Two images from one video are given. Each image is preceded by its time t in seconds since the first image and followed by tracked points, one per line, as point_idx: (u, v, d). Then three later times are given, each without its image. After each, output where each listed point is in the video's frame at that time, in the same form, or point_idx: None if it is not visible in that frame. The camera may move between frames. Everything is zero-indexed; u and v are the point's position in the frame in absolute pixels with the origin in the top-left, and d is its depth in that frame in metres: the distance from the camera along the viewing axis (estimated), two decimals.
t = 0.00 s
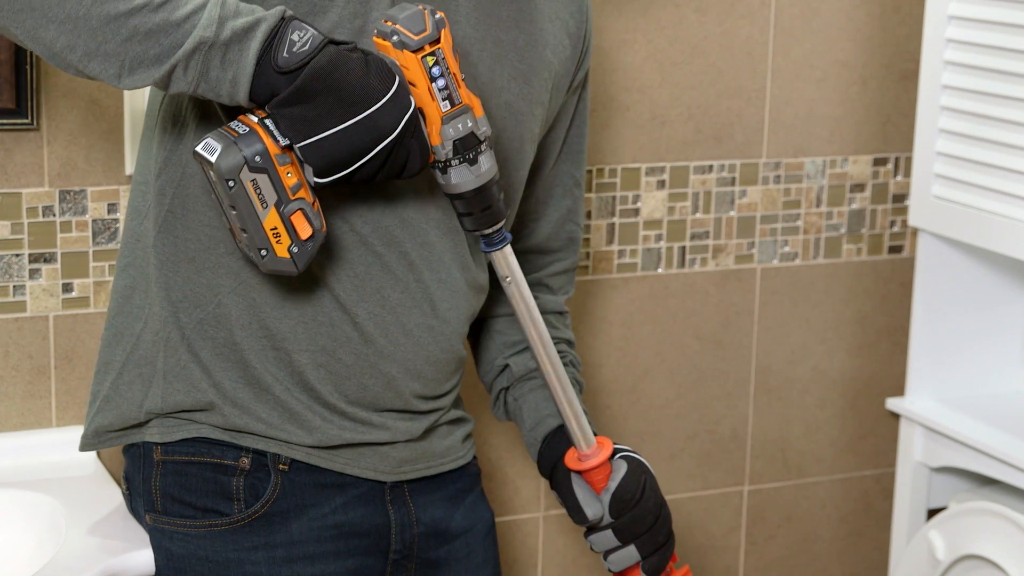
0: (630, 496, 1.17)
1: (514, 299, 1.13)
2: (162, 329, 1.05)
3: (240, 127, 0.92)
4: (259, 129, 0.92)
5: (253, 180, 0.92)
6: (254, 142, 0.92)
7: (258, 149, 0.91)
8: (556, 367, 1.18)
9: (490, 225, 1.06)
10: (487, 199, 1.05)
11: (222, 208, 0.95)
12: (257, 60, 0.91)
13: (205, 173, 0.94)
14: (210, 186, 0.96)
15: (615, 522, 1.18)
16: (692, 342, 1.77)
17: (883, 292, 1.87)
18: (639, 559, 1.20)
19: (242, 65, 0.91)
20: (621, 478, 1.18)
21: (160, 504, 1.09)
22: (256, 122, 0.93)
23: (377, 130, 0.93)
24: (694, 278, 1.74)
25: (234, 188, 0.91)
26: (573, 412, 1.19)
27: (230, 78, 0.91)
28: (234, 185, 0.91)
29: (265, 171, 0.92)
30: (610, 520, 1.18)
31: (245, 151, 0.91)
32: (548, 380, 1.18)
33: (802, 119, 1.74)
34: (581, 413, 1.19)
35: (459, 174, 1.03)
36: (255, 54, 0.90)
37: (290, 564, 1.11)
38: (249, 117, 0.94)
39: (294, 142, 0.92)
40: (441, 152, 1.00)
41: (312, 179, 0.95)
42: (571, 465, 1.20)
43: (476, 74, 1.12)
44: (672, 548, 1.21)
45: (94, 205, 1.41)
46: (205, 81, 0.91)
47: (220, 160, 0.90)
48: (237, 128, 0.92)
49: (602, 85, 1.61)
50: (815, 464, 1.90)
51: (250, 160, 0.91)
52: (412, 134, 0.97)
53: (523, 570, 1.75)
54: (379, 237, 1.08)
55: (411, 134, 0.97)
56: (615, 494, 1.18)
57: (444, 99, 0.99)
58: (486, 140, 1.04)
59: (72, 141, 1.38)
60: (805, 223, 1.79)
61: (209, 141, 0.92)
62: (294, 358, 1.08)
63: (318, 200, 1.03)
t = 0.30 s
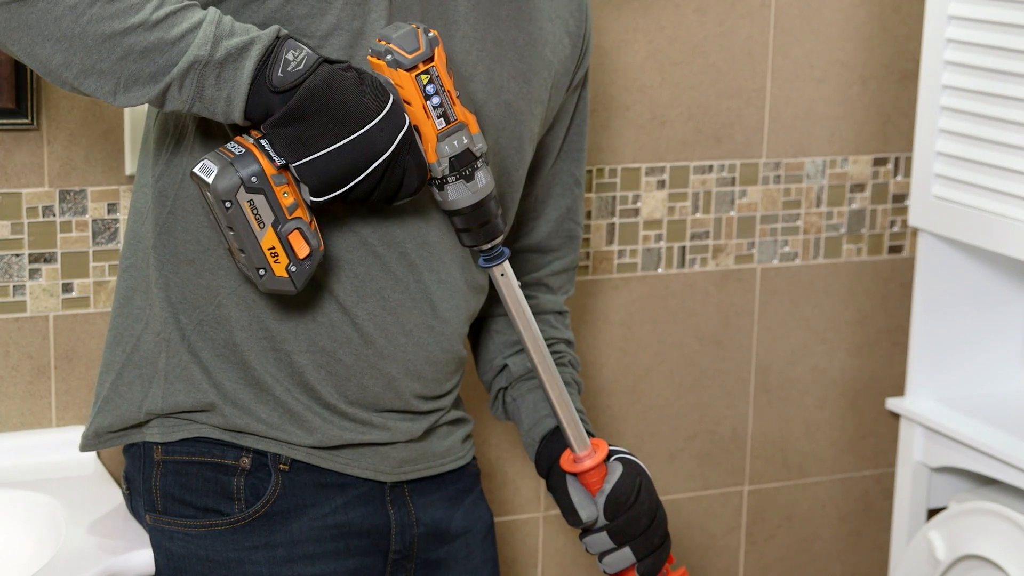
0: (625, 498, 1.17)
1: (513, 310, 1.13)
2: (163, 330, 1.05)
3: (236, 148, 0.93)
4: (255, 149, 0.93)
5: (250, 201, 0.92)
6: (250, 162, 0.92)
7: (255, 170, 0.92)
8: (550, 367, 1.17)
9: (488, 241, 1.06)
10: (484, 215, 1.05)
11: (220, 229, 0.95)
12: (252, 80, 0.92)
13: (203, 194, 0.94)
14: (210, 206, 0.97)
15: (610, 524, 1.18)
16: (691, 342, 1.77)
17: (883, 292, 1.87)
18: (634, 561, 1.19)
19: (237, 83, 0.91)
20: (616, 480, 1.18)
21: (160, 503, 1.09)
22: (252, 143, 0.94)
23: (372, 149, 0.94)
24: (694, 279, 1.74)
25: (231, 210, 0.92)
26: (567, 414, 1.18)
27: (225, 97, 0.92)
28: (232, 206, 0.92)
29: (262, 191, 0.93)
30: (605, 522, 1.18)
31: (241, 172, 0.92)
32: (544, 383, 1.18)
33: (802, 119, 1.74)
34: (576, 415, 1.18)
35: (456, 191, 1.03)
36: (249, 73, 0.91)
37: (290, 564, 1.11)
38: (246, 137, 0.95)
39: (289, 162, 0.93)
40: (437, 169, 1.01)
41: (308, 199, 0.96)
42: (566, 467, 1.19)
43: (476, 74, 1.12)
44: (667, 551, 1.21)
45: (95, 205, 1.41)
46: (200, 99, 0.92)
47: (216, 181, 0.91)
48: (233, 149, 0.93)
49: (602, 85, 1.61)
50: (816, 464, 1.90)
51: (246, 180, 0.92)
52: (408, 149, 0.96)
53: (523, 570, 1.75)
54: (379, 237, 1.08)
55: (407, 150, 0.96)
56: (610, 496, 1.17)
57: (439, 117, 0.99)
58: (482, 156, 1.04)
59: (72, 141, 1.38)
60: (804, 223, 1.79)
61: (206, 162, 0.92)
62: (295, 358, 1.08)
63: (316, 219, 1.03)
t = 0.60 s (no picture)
0: (623, 497, 1.17)
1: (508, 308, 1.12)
2: (163, 329, 1.05)
3: (234, 148, 0.93)
4: (253, 150, 0.93)
5: (248, 202, 0.92)
6: (248, 163, 0.92)
7: (253, 170, 0.92)
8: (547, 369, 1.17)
9: (486, 241, 1.06)
10: (481, 215, 1.05)
11: (218, 229, 0.95)
12: (250, 79, 0.92)
13: (201, 194, 0.94)
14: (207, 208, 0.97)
15: (608, 524, 1.18)
16: (691, 342, 1.77)
17: (883, 292, 1.87)
18: (633, 560, 1.19)
19: (235, 80, 0.91)
20: (615, 479, 1.18)
21: (160, 503, 1.09)
22: (250, 144, 0.94)
23: (370, 147, 0.94)
24: (694, 279, 1.74)
25: (229, 210, 0.92)
26: (565, 414, 1.18)
27: (222, 94, 0.92)
28: (230, 207, 0.92)
29: (260, 192, 0.93)
30: (604, 521, 1.18)
31: (239, 172, 0.92)
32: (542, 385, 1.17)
33: (802, 119, 1.74)
34: (574, 416, 1.18)
35: (453, 191, 1.03)
36: (248, 71, 0.91)
37: (290, 565, 1.11)
38: (243, 138, 0.95)
39: (287, 160, 0.94)
40: (434, 169, 1.01)
41: (306, 198, 0.96)
42: (564, 467, 1.19)
43: (475, 74, 1.12)
44: (666, 550, 1.21)
45: (95, 205, 1.41)
46: (197, 97, 0.92)
47: (215, 182, 0.91)
48: (231, 150, 0.93)
49: (602, 84, 1.61)
50: (815, 464, 1.90)
51: (244, 181, 0.92)
52: (405, 148, 0.97)
53: (523, 570, 1.75)
54: (379, 237, 1.08)
55: (404, 149, 0.96)
56: (608, 496, 1.17)
57: (436, 117, 0.99)
58: (480, 156, 1.04)
59: (72, 141, 1.38)
60: (805, 223, 1.79)
61: (204, 163, 0.92)
62: (296, 358, 1.08)
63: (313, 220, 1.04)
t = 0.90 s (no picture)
0: (624, 496, 1.17)
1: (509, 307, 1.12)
2: (163, 328, 1.05)
3: (236, 147, 0.93)
4: (255, 149, 0.93)
5: (251, 200, 0.92)
6: (251, 161, 0.92)
7: (255, 169, 0.92)
8: (548, 367, 1.17)
9: (486, 239, 1.06)
10: (482, 214, 1.05)
11: (220, 228, 0.95)
12: (252, 78, 0.92)
13: (203, 193, 0.94)
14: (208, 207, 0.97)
15: (609, 522, 1.18)
16: (691, 342, 1.77)
17: (883, 292, 1.87)
18: (634, 559, 1.19)
19: (237, 78, 0.91)
20: (615, 478, 1.18)
21: (161, 503, 1.09)
22: (252, 142, 0.94)
23: (372, 145, 0.94)
24: (694, 279, 1.74)
25: (232, 208, 0.92)
26: (565, 414, 1.17)
27: (224, 92, 0.92)
28: (232, 205, 0.92)
29: (262, 190, 0.93)
30: (604, 520, 1.18)
31: (242, 171, 0.92)
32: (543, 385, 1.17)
33: (802, 119, 1.74)
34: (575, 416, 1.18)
35: (454, 190, 1.03)
36: (249, 69, 0.91)
37: (291, 565, 1.11)
38: (245, 137, 0.95)
39: (289, 158, 0.93)
40: (436, 167, 1.01)
41: (308, 197, 0.96)
42: (565, 465, 1.19)
43: (475, 72, 1.12)
44: (666, 548, 1.21)
45: (94, 205, 1.41)
46: (199, 95, 0.92)
47: (218, 180, 0.91)
48: (233, 148, 0.93)
49: (602, 84, 1.61)
50: (815, 464, 1.90)
51: (247, 180, 0.92)
52: (407, 146, 0.96)
53: (523, 570, 1.75)
54: (381, 236, 1.08)
55: (406, 147, 0.96)
56: (609, 494, 1.17)
57: (437, 115, 0.99)
58: (481, 155, 1.04)
59: (72, 141, 1.38)
60: (805, 223, 1.79)
61: (207, 162, 0.92)
62: (296, 358, 1.08)
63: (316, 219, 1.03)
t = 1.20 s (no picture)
0: (623, 495, 1.17)
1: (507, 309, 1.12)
2: (163, 328, 1.05)
3: (236, 147, 0.93)
4: (256, 149, 0.93)
5: (251, 200, 0.92)
6: (251, 161, 0.92)
7: (256, 168, 0.92)
8: (547, 366, 1.16)
9: (485, 238, 1.06)
10: (480, 213, 1.05)
11: (220, 228, 0.95)
12: (252, 77, 0.91)
13: (203, 194, 0.94)
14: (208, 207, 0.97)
15: (607, 522, 1.17)
16: (691, 342, 1.77)
17: (883, 292, 1.87)
18: (632, 558, 1.19)
19: (236, 77, 0.91)
20: (614, 477, 1.18)
21: (161, 504, 1.09)
22: (252, 142, 0.94)
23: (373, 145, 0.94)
24: (694, 279, 1.74)
25: (232, 208, 0.92)
26: (563, 412, 1.17)
27: (224, 92, 0.92)
28: (233, 205, 0.92)
29: (263, 190, 0.93)
30: (603, 519, 1.18)
31: (242, 171, 0.92)
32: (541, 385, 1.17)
33: (802, 119, 1.74)
34: (573, 415, 1.18)
35: (453, 189, 1.03)
36: (249, 69, 0.91)
37: (291, 565, 1.11)
38: (245, 137, 0.95)
39: (290, 158, 0.93)
40: (435, 167, 1.01)
41: (308, 196, 0.96)
42: (563, 464, 1.19)
43: (475, 72, 1.12)
44: (665, 548, 1.21)
45: (94, 205, 1.41)
46: (199, 94, 0.92)
47: (218, 180, 0.91)
48: (233, 149, 0.93)
49: (602, 84, 1.61)
50: (815, 464, 1.90)
51: (247, 179, 0.92)
52: (406, 145, 0.97)
53: (523, 570, 1.75)
54: (381, 236, 1.08)
55: (406, 146, 0.97)
56: (607, 494, 1.17)
57: (436, 114, 0.99)
58: (479, 153, 1.04)
59: (72, 141, 1.38)
60: (804, 223, 1.79)
61: (207, 163, 0.92)
62: (297, 358, 1.08)
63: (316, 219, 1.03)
